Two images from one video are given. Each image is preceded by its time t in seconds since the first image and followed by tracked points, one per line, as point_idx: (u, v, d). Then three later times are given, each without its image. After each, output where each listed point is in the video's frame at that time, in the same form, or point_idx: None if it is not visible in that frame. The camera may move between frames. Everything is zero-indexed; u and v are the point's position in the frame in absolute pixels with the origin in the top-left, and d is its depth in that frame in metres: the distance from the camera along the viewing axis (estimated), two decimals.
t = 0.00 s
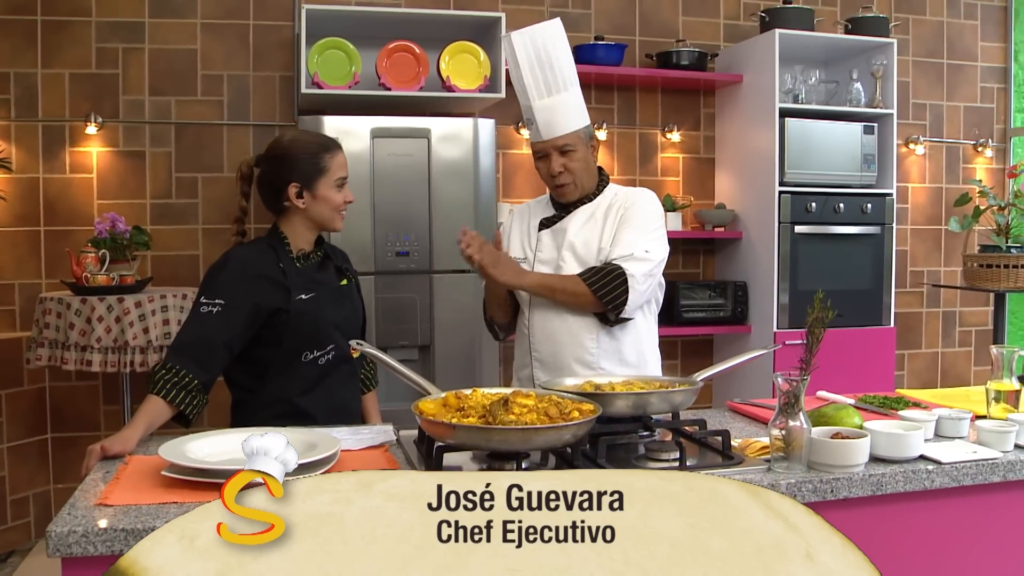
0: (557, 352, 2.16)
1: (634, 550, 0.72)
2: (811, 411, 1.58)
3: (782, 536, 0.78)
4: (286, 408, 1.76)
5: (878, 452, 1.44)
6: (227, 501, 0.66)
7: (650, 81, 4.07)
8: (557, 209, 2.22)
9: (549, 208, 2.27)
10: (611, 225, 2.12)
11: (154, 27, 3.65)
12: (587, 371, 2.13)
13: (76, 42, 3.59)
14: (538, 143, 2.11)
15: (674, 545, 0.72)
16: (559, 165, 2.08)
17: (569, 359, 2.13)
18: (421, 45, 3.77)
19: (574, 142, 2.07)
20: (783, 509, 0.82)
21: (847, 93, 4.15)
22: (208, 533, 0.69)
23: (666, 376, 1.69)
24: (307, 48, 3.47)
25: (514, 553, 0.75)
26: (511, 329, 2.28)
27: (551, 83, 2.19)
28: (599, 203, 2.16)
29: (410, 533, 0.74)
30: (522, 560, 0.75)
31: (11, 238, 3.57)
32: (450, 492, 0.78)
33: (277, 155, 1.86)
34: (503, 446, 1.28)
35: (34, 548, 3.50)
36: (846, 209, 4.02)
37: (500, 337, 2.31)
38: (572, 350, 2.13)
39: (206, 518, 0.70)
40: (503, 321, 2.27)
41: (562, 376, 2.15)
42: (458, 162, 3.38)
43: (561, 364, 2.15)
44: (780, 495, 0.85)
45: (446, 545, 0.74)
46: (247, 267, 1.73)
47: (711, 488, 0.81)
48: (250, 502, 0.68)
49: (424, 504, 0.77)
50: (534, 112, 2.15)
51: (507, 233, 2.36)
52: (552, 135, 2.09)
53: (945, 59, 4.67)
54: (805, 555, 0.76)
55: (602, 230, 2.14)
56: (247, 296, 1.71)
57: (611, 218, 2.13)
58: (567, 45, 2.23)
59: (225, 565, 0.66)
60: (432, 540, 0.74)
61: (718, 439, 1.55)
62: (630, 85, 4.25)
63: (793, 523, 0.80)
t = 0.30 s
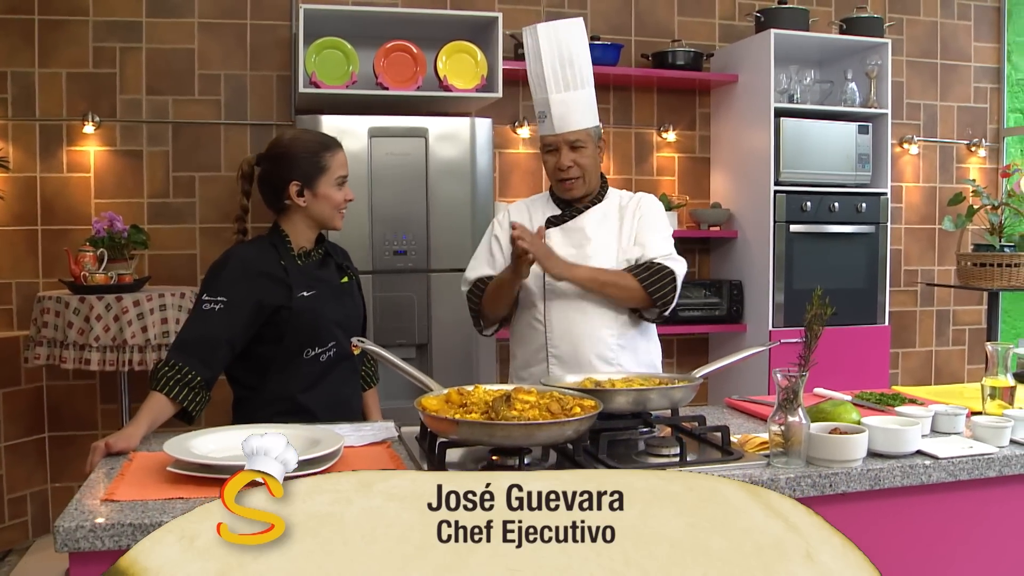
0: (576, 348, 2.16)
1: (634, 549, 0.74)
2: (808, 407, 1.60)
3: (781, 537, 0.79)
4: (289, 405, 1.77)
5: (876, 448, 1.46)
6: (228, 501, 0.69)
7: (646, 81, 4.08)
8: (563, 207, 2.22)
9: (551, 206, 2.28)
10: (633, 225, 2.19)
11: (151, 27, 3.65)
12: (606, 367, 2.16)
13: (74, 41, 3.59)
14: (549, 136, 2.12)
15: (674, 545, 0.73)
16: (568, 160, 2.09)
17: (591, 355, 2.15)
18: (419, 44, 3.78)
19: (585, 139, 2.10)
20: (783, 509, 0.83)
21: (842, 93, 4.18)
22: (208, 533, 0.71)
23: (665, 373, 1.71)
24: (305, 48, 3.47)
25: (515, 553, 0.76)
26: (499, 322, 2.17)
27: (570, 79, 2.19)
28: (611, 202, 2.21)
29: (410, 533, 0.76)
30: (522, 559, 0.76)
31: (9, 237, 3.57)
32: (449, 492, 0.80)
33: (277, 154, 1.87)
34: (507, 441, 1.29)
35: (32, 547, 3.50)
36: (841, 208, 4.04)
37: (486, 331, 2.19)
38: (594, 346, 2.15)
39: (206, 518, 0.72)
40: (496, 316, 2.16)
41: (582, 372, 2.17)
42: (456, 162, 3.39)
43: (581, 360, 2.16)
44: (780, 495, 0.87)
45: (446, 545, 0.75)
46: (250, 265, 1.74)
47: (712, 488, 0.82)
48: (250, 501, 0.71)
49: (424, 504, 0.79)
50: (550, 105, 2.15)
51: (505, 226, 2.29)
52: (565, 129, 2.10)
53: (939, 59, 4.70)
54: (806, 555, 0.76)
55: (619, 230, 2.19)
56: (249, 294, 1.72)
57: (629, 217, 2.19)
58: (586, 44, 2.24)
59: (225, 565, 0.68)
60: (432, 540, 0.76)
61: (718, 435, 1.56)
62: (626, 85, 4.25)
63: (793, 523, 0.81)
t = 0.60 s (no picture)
0: (597, 345, 2.20)
1: (634, 549, 0.73)
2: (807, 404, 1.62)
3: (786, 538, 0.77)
4: (291, 402, 1.78)
5: (874, 443, 1.48)
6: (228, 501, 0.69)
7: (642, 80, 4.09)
8: (565, 206, 2.26)
9: (551, 204, 2.28)
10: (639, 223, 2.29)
11: (149, 27, 3.65)
12: (625, 362, 2.21)
13: (72, 41, 3.59)
14: (551, 134, 2.11)
15: (674, 544, 0.73)
16: (571, 158, 2.10)
17: (612, 352, 2.20)
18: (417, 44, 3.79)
19: (586, 138, 2.11)
20: (783, 509, 0.81)
21: (838, 93, 4.20)
22: (208, 533, 0.71)
23: (664, 369, 1.72)
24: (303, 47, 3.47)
25: (515, 553, 0.76)
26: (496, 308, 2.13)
27: (572, 78, 2.20)
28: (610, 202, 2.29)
29: (410, 533, 0.75)
30: (522, 558, 0.76)
31: (7, 235, 3.57)
32: (449, 492, 0.79)
33: (279, 152, 1.88)
34: (510, 437, 1.30)
35: (31, 545, 3.51)
36: (836, 207, 4.07)
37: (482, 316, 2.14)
38: (614, 342, 2.20)
39: (206, 518, 0.72)
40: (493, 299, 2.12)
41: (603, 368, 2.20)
42: (454, 161, 3.40)
43: (602, 356, 2.20)
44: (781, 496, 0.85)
45: (446, 545, 0.75)
46: (252, 263, 1.75)
47: (712, 487, 0.81)
48: (249, 501, 0.71)
49: (424, 504, 0.78)
50: (552, 104, 2.15)
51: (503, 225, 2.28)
52: (567, 127, 2.11)
53: (934, 59, 4.72)
54: (806, 555, 0.75)
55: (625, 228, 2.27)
56: (252, 292, 1.72)
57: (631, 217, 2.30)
58: (586, 42, 2.25)
59: (225, 565, 0.68)
60: (432, 540, 0.75)
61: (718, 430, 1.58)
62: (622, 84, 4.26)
63: (792, 523, 0.80)
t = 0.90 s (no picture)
0: (608, 343, 2.21)
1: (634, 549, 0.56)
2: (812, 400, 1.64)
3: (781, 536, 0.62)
4: (301, 399, 1.80)
5: (879, 439, 1.49)
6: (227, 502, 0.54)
7: (645, 80, 4.11)
8: (574, 204, 2.28)
9: (559, 203, 2.30)
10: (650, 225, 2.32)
11: (154, 26, 3.66)
12: (635, 360, 2.23)
13: (77, 40, 3.60)
14: (561, 131, 2.15)
15: (674, 545, 0.56)
16: (580, 155, 2.14)
17: (623, 349, 2.22)
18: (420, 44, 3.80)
19: (595, 135, 2.15)
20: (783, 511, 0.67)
21: (840, 92, 4.21)
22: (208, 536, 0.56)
23: (672, 368, 1.74)
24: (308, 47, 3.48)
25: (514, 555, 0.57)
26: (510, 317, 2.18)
27: (582, 75, 2.23)
28: (618, 200, 2.32)
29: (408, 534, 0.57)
30: (524, 560, 0.56)
31: (12, 234, 3.59)
32: (450, 491, 0.61)
33: (288, 152, 1.90)
34: (520, 433, 1.32)
35: (35, 544, 3.52)
36: (839, 206, 4.08)
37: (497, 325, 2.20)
38: (625, 340, 2.22)
39: (207, 519, 0.57)
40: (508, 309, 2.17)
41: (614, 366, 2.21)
42: (458, 160, 3.42)
43: (613, 354, 2.21)
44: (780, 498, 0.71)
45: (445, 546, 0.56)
46: (262, 261, 1.76)
47: (710, 488, 0.66)
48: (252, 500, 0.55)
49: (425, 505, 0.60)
50: (563, 100, 2.18)
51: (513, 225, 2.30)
52: (577, 125, 2.15)
53: (935, 59, 4.74)
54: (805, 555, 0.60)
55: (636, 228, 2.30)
56: (262, 290, 1.74)
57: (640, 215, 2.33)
58: (596, 39, 2.26)
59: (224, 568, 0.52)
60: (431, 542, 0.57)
61: (725, 426, 1.59)
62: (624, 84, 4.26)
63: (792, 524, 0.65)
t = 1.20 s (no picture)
0: (616, 342, 2.23)
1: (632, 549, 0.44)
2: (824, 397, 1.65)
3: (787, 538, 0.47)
4: (317, 397, 1.83)
5: (891, 435, 1.51)
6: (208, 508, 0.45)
7: (654, 79, 4.12)
8: (588, 204, 2.29)
9: (572, 202, 2.32)
10: (666, 227, 2.33)
11: (165, 26, 3.68)
12: (644, 359, 2.25)
13: (89, 40, 3.63)
14: (576, 127, 2.18)
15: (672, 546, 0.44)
16: (594, 152, 2.17)
17: (632, 348, 2.23)
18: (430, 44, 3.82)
19: (610, 132, 2.17)
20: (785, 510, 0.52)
21: (848, 92, 4.22)
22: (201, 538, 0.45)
23: (684, 365, 1.75)
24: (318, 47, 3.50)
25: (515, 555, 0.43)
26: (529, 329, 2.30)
27: (598, 71, 2.23)
28: (634, 199, 2.31)
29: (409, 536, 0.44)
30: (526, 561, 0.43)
31: (25, 233, 3.61)
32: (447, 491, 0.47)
33: (304, 150, 1.92)
34: (535, 430, 1.33)
35: (47, 541, 3.55)
36: (847, 205, 4.08)
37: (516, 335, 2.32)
38: (634, 339, 2.23)
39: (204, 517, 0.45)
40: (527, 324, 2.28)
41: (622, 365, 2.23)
42: (468, 159, 3.43)
43: (622, 353, 2.23)
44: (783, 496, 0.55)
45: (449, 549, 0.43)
46: (278, 260, 1.78)
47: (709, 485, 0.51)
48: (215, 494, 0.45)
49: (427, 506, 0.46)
50: (578, 98, 2.19)
51: (527, 227, 2.33)
52: (592, 122, 2.17)
53: (943, 58, 4.73)
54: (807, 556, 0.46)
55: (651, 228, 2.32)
56: (278, 288, 1.76)
57: (656, 216, 2.33)
58: (612, 36, 2.26)
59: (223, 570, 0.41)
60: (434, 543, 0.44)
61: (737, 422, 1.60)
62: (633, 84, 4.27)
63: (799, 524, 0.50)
